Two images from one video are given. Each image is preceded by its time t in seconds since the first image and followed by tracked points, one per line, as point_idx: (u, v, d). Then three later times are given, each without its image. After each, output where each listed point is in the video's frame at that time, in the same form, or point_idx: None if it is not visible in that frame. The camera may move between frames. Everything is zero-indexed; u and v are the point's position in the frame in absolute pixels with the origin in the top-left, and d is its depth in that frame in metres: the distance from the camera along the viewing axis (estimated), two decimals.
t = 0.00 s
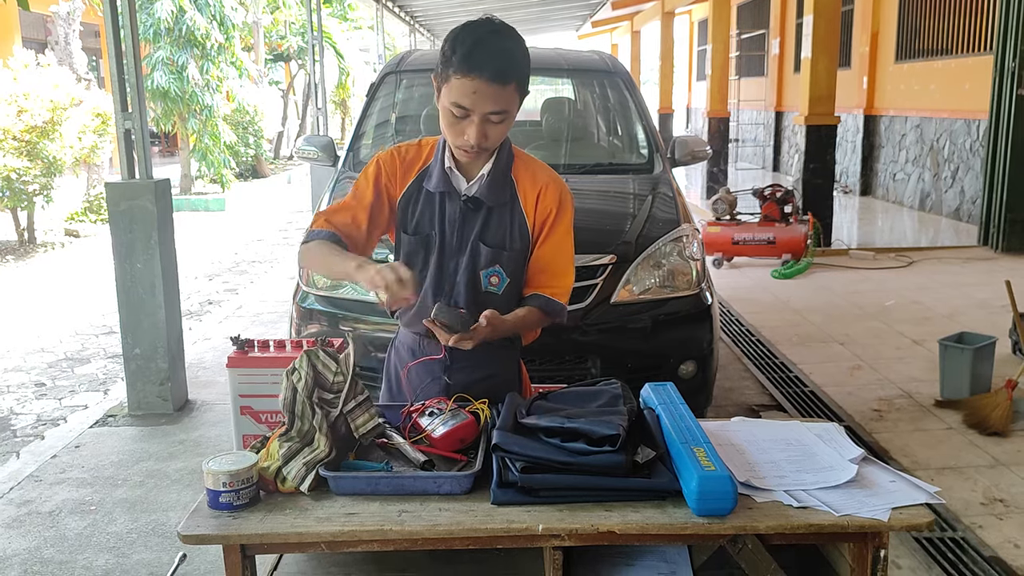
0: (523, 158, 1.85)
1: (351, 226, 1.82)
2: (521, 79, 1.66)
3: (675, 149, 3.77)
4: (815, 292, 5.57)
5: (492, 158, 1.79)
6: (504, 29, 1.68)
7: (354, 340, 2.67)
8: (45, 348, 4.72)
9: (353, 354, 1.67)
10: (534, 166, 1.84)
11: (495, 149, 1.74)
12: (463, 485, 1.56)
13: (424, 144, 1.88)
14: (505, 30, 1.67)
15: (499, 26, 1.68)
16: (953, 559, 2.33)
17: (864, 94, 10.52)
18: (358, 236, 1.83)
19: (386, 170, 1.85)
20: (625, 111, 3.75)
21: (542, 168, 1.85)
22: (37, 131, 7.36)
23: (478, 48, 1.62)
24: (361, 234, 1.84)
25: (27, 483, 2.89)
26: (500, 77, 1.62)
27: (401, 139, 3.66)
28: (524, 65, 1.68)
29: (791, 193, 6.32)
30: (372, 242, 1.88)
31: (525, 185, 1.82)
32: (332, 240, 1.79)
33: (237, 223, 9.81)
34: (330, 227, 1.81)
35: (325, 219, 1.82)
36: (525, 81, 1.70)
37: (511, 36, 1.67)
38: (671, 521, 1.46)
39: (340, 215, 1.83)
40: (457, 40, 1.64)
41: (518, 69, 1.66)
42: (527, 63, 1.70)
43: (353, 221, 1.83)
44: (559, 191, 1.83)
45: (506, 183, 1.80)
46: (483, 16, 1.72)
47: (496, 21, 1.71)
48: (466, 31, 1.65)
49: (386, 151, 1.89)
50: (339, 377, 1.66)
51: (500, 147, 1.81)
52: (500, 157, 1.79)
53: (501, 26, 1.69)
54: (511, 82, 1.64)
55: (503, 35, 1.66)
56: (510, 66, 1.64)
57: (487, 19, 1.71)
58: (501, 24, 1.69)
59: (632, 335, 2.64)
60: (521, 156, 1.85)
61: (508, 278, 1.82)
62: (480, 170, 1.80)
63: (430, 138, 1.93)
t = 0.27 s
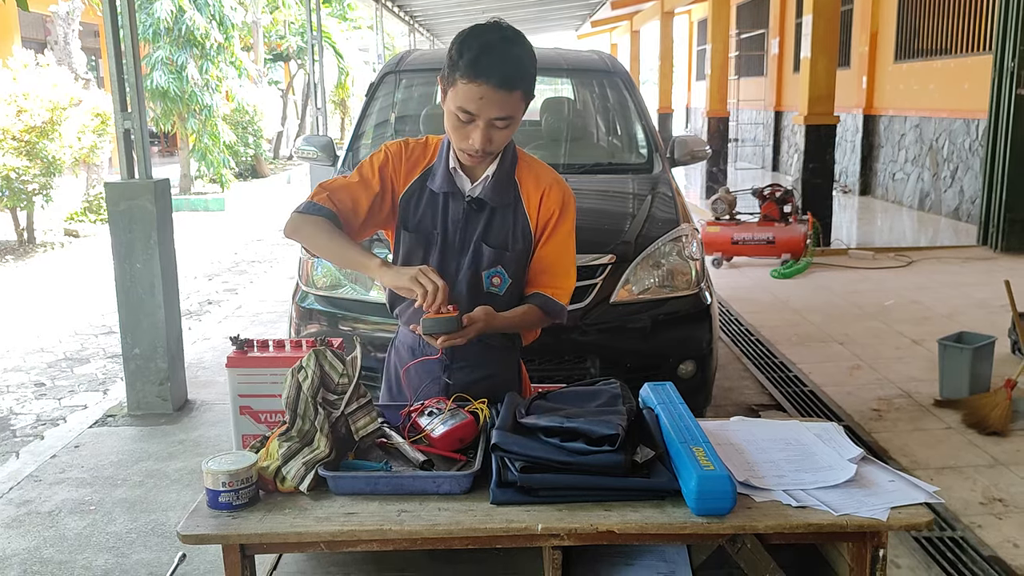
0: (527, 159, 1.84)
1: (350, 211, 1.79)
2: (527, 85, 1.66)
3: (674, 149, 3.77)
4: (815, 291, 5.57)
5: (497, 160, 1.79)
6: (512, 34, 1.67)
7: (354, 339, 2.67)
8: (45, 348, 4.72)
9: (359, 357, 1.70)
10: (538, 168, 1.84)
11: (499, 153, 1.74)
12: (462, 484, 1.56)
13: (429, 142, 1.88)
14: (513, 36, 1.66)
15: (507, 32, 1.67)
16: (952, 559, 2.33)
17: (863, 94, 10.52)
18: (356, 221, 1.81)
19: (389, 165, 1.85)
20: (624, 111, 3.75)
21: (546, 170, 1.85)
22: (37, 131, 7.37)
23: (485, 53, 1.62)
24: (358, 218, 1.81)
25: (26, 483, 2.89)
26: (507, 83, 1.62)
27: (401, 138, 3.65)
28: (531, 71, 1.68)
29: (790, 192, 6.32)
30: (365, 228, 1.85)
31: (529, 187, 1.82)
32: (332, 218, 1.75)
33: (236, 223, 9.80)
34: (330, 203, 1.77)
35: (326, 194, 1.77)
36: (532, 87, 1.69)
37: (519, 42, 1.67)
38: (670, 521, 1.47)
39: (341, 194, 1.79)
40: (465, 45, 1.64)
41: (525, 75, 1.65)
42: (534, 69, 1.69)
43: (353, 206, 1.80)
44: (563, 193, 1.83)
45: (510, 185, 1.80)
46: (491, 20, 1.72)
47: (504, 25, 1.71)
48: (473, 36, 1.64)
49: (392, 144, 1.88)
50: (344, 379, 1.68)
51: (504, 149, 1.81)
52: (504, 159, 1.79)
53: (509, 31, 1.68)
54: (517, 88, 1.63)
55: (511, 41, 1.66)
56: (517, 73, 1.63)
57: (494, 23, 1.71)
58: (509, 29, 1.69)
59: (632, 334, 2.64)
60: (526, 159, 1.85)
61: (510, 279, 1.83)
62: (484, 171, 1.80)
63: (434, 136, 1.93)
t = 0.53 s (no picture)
0: (530, 161, 1.84)
1: (352, 207, 1.80)
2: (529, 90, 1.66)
3: (674, 149, 3.77)
4: (815, 291, 5.57)
5: (499, 162, 1.79)
6: (515, 38, 1.67)
7: (354, 340, 2.67)
8: (45, 348, 4.71)
9: (360, 357, 1.70)
10: (540, 169, 1.84)
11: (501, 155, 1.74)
12: (462, 484, 1.56)
13: (431, 141, 1.88)
14: (517, 41, 1.66)
15: (510, 36, 1.67)
16: (952, 558, 2.34)
17: (863, 94, 10.52)
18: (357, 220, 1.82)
19: (391, 165, 1.85)
20: (624, 111, 3.75)
21: (548, 171, 1.85)
22: (37, 131, 7.37)
23: (488, 58, 1.62)
24: (358, 216, 1.82)
25: (26, 483, 2.89)
26: (510, 88, 1.62)
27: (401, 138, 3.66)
28: (534, 75, 1.68)
29: (790, 192, 6.32)
30: (365, 226, 1.86)
31: (531, 188, 1.82)
32: (334, 216, 1.76)
33: (236, 223, 9.80)
34: (333, 202, 1.77)
35: (327, 192, 1.77)
36: (535, 91, 1.70)
37: (522, 47, 1.67)
38: (670, 520, 1.47)
39: (343, 192, 1.79)
40: (468, 49, 1.64)
41: (528, 79, 1.66)
42: (537, 73, 1.70)
43: (355, 205, 1.80)
44: (565, 195, 1.83)
45: (513, 187, 1.80)
46: (494, 23, 1.72)
47: (508, 29, 1.70)
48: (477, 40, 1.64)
49: (395, 143, 1.88)
50: (345, 379, 1.68)
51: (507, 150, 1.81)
52: (507, 161, 1.79)
53: (512, 35, 1.68)
54: (520, 94, 1.64)
55: (514, 45, 1.66)
56: (520, 78, 1.63)
57: (497, 27, 1.70)
58: (512, 32, 1.69)
59: (632, 334, 2.64)
60: (528, 160, 1.85)
61: (512, 280, 1.83)
62: (486, 173, 1.80)
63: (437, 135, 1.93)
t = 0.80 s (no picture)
0: (531, 162, 1.84)
1: (354, 215, 1.80)
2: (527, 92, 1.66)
3: (674, 149, 3.77)
4: (815, 291, 5.58)
5: (500, 164, 1.79)
6: (513, 40, 1.67)
7: (354, 340, 2.68)
8: (45, 349, 4.71)
9: (360, 358, 1.70)
10: (541, 171, 1.84)
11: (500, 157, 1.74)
12: (462, 484, 1.57)
13: (432, 142, 1.88)
14: (515, 43, 1.66)
15: (508, 38, 1.67)
16: (952, 558, 2.34)
17: (863, 94, 10.52)
18: (361, 227, 1.82)
19: (392, 167, 1.85)
20: (624, 111, 3.75)
21: (549, 173, 1.85)
22: (37, 131, 7.37)
23: (485, 62, 1.62)
24: (361, 223, 1.82)
25: (27, 483, 2.90)
26: (507, 91, 1.62)
27: (400, 139, 3.66)
28: (532, 76, 1.68)
29: (790, 192, 6.32)
30: (370, 233, 1.86)
31: (531, 190, 1.82)
32: (337, 227, 1.76)
33: (236, 223, 9.80)
34: (335, 211, 1.77)
35: (329, 202, 1.77)
36: (533, 93, 1.70)
37: (520, 49, 1.67)
38: (670, 520, 1.47)
39: (344, 200, 1.79)
40: (466, 52, 1.64)
41: (525, 82, 1.66)
42: (536, 75, 1.69)
43: (357, 211, 1.80)
44: (565, 197, 1.83)
45: (513, 188, 1.80)
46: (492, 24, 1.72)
47: (507, 30, 1.70)
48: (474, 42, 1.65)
49: (394, 146, 1.88)
50: (345, 380, 1.68)
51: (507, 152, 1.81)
52: (507, 163, 1.79)
53: (510, 37, 1.68)
54: (517, 96, 1.64)
55: (511, 48, 1.66)
56: (517, 81, 1.63)
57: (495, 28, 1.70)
58: (511, 34, 1.69)
59: (632, 334, 2.65)
60: (529, 161, 1.85)
61: (512, 282, 1.83)
62: (486, 175, 1.80)
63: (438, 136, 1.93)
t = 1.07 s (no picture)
0: (530, 162, 1.84)
1: (362, 229, 1.82)
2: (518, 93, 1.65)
3: (674, 149, 3.78)
4: (815, 291, 5.58)
5: (498, 164, 1.79)
6: (504, 41, 1.67)
7: (355, 340, 2.68)
8: (45, 349, 4.71)
9: (361, 358, 1.69)
10: (540, 171, 1.84)
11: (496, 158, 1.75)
12: (462, 484, 1.57)
13: (432, 144, 1.89)
14: (505, 43, 1.66)
15: (499, 38, 1.67)
16: (952, 558, 2.34)
17: (863, 94, 10.52)
18: (369, 238, 1.84)
19: (393, 171, 1.86)
20: (624, 111, 3.76)
21: (549, 173, 1.85)
22: (37, 132, 7.37)
23: (475, 63, 1.62)
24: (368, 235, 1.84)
25: (27, 483, 2.90)
26: (496, 92, 1.61)
27: (401, 139, 3.66)
28: (523, 77, 1.68)
29: (790, 192, 6.32)
30: (379, 243, 1.89)
31: (530, 190, 1.82)
32: (345, 243, 1.79)
33: (236, 223, 9.80)
34: (341, 227, 1.80)
35: (335, 219, 1.80)
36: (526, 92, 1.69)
37: (511, 49, 1.66)
38: (670, 519, 1.47)
39: (349, 215, 1.81)
40: (455, 54, 1.64)
41: (515, 83, 1.65)
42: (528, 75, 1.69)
43: (362, 223, 1.82)
44: (565, 197, 1.83)
45: (511, 189, 1.80)
46: (483, 25, 1.72)
47: (499, 30, 1.70)
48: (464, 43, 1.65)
49: (393, 151, 1.89)
50: (345, 380, 1.68)
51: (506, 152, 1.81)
52: (506, 164, 1.79)
53: (501, 37, 1.68)
54: (508, 97, 1.63)
55: (501, 48, 1.65)
56: (507, 81, 1.63)
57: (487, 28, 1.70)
58: (503, 34, 1.68)
59: (632, 334, 2.65)
60: (529, 161, 1.84)
61: (511, 282, 1.82)
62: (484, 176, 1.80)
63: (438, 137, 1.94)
